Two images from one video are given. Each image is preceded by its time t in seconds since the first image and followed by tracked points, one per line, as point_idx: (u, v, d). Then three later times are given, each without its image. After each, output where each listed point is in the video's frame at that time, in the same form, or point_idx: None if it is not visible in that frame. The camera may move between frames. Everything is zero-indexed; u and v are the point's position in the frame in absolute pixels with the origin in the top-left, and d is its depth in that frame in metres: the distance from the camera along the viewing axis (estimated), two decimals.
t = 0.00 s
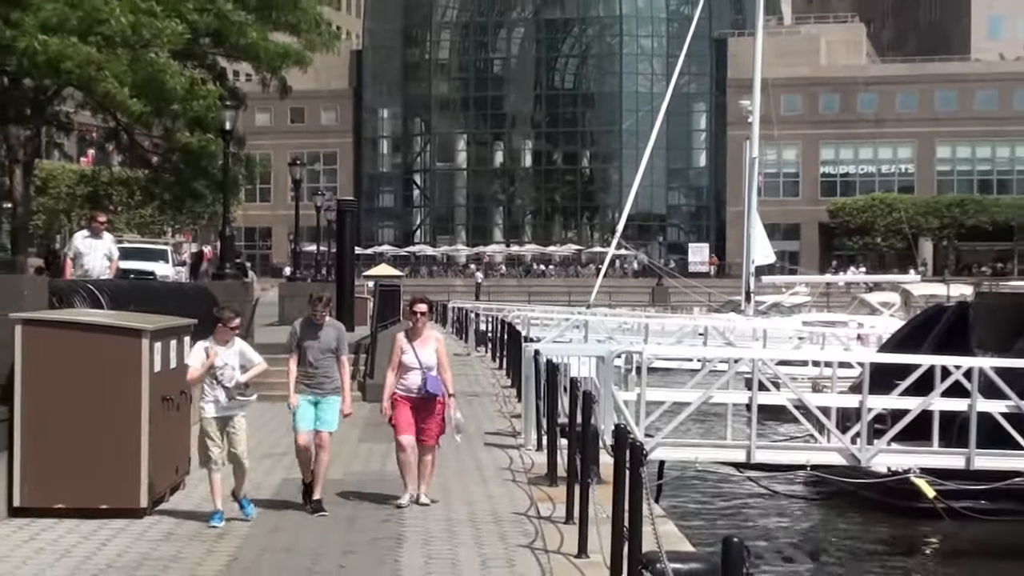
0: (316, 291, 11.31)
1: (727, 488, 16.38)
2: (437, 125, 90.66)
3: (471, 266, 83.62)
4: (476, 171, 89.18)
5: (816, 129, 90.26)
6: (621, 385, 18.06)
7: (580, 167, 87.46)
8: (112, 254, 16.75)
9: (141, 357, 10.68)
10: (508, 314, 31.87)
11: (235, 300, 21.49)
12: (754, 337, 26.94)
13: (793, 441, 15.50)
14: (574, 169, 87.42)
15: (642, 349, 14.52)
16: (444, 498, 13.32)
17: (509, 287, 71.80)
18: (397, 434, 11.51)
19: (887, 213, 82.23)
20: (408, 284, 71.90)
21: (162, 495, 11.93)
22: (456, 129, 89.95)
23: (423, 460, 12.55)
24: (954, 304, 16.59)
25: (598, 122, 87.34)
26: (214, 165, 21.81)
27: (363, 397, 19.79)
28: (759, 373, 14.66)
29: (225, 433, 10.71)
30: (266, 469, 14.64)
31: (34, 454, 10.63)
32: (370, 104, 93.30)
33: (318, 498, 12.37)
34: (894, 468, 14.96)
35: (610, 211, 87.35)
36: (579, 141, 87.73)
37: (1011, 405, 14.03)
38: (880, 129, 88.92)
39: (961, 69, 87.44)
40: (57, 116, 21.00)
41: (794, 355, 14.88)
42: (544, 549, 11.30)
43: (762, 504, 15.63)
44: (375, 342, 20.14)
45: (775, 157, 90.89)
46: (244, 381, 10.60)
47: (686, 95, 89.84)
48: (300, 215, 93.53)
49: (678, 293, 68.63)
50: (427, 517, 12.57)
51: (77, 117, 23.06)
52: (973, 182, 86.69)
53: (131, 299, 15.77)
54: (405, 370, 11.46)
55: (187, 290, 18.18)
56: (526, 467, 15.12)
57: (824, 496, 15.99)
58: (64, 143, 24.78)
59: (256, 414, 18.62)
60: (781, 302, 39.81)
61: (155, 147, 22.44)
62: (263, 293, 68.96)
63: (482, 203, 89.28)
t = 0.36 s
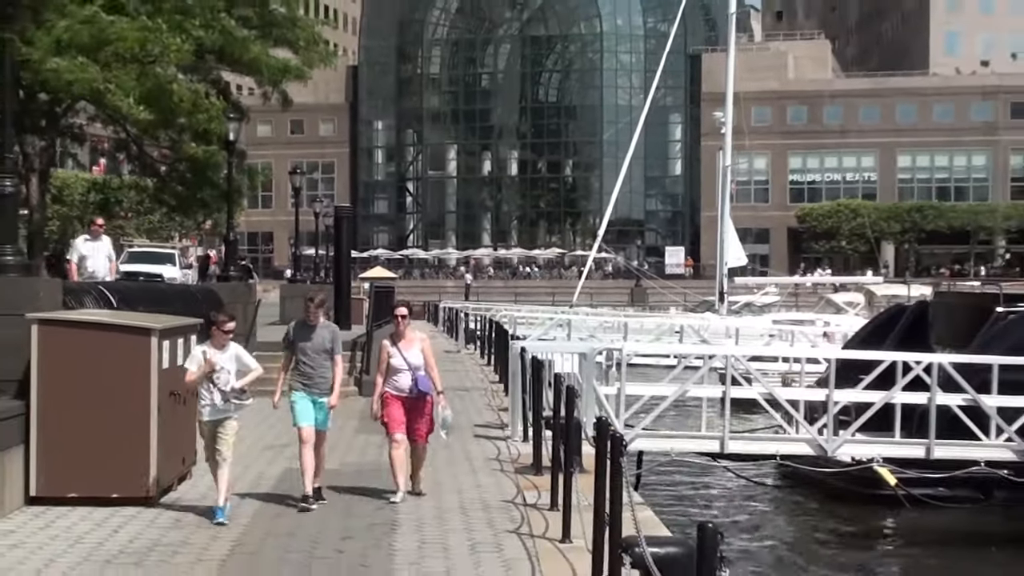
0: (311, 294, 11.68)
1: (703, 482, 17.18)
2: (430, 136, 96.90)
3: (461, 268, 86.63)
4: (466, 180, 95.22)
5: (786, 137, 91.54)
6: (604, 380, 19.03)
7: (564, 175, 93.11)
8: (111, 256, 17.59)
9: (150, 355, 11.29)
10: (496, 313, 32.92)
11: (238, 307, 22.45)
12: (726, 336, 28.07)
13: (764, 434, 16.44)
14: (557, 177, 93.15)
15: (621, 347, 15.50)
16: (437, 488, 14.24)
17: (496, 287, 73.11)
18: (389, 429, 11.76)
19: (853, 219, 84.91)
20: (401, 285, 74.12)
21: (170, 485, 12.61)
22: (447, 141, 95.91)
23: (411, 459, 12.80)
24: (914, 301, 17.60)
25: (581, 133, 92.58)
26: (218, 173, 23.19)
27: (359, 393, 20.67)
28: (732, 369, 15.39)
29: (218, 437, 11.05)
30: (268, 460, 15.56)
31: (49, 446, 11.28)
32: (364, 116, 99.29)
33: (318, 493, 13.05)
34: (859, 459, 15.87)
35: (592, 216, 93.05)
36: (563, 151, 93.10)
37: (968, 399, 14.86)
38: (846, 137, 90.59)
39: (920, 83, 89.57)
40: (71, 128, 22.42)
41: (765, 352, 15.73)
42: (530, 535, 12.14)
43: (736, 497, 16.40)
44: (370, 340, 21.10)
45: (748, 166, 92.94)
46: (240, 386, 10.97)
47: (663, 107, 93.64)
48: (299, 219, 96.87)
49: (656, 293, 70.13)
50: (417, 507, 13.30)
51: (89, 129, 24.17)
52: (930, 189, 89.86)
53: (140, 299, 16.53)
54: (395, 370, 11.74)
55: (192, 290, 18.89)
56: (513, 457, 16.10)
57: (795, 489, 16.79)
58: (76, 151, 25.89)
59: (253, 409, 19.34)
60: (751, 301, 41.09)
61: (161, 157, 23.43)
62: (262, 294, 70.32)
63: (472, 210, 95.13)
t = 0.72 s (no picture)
0: (299, 293, 11.79)
1: (679, 478, 18.00)
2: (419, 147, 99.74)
3: (449, 272, 88.70)
4: (454, 189, 97.28)
5: (756, 148, 94.26)
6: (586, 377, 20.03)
7: (545, 184, 95.18)
8: (117, 262, 18.35)
9: (154, 353, 11.74)
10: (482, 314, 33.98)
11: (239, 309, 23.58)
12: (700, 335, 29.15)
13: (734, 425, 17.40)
14: (539, 186, 95.18)
15: (598, 345, 16.47)
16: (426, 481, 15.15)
17: (482, 289, 74.72)
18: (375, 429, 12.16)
19: (817, 224, 87.45)
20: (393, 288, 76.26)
21: (175, 478, 13.08)
22: (435, 152, 98.26)
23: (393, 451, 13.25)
24: (873, 302, 18.55)
25: (562, 144, 94.77)
26: (219, 184, 24.43)
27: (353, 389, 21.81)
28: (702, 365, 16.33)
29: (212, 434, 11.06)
30: (267, 453, 16.46)
31: (61, 439, 11.73)
32: (358, 127, 102.34)
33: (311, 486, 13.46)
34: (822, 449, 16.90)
35: (572, 223, 94.79)
36: (546, 162, 95.11)
37: (925, 394, 15.71)
38: (810, 149, 93.41)
39: (881, 95, 92.18)
40: (80, 142, 22.98)
41: (734, 350, 16.63)
42: (514, 523, 12.95)
43: (710, 493, 17.19)
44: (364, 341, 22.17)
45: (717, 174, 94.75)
46: (235, 380, 10.89)
47: (638, 120, 95.33)
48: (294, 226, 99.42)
49: (633, 294, 71.64)
50: (406, 497, 14.03)
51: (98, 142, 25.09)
52: (890, 196, 92.74)
53: (143, 302, 17.41)
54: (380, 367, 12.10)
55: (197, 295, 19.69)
56: (498, 450, 17.10)
57: (767, 486, 17.61)
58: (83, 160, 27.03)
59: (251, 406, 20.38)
60: (722, 301, 42.40)
61: (165, 167, 24.78)
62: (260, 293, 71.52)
63: (458, 216, 96.89)
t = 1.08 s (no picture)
0: (287, 300, 11.66)
1: (653, 480, 18.75)
2: (405, 163, 100.67)
3: (434, 280, 89.64)
4: (439, 203, 98.77)
5: (725, 163, 95.07)
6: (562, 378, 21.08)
7: (525, 197, 96.98)
8: (122, 271, 19.28)
9: (152, 358, 11.79)
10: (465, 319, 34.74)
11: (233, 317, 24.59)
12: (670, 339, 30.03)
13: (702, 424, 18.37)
14: (518, 199, 96.97)
15: (574, 350, 17.48)
16: (410, 477, 16.13)
17: (467, 297, 75.76)
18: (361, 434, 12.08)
19: (781, 234, 87.94)
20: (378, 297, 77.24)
21: (174, 478, 13.23)
22: (421, 167, 99.72)
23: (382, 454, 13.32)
24: (835, 307, 19.79)
25: (540, 160, 96.44)
26: (217, 197, 26.30)
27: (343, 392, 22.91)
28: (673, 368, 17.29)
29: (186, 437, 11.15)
30: (260, 449, 17.41)
31: (62, 439, 11.90)
32: (348, 143, 103.32)
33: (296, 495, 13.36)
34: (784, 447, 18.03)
35: (550, 233, 96.61)
36: (523, 176, 96.87)
37: (881, 394, 16.76)
38: (773, 164, 94.44)
39: (840, 113, 93.66)
40: (83, 159, 23.52)
41: (703, 354, 17.63)
42: (495, 517, 13.86)
43: (684, 494, 17.90)
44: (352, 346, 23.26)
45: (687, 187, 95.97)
46: (215, 389, 11.06)
47: (613, 137, 97.39)
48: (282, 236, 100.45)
49: (609, 300, 72.65)
50: (392, 496, 14.80)
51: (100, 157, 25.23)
52: (848, 208, 94.07)
53: (143, 311, 18.29)
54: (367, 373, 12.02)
55: (191, 303, 20.65)
56: (479, 448, 18.11)
57: (737, 486, 18.39)
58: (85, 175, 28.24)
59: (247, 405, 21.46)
60: (693, 306, 43.48)
61: (166, 186, 26.37)
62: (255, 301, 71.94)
63: (442, 228, 98.48)
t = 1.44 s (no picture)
0: (263, 311, 11.94)
1: (620, 483, 19.74)
2: (387, 182, 103.05)
3: (414, 291, 90.95)
4: (419, 219, 101.27)
5: (688, 182, 96.76)
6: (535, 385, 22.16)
7: (501, 213, 99.80)
8: (117, 282, 20.21)
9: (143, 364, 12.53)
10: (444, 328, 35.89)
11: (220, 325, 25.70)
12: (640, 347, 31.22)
13: (669, 427, 19.41)
14: (494, 216, 99.74)
15: (548, 356, 18.54)
16: (391, 478, 17.20)
17: (444, 308, 76.92)
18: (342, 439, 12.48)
19: (741, 248, 90.74)
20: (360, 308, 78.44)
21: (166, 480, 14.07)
22: (402, 186, 102.06)
23: (361, 460, 13.77)
24: (790, 320, 21.00)
25: (516, 178, 99.83)
26: (209, 213, 28.55)
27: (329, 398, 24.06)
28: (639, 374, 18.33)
29: (171, 443, 11.76)
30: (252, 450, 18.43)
31: (60, 442, 12.74)
32: (334, 162, 105.67)
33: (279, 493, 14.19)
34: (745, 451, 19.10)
35: (524, 248, 99.41)
36: (498, 193, 99.92)
37: (835, 401, 17.79)
38: (735, 182, 96.34)
39: (797, 135, 95.99)
40: (85, 177, 25.27)
41: (669, 361, 18.69)
42: (470, 517, 14.82)
43: (648, 496, 18.87)
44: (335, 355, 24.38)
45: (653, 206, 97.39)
46: (192, 398, 11.68)
47: (584, 157, 99.74)
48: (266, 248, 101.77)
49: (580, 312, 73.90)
50: (372, 497, 15.71)
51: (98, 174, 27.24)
52: (805, 225, 95.82)
53: (138, 318, 19.34)
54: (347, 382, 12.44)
55: (183, 315, 21.70)
56: (456, 450, 19.16)
57: (699, 488, 19.40)
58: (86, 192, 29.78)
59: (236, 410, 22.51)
60: (658, 316, 45.25)
61: (160, 202, 28.10)
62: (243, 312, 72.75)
63: (422, 244, 100.79)
